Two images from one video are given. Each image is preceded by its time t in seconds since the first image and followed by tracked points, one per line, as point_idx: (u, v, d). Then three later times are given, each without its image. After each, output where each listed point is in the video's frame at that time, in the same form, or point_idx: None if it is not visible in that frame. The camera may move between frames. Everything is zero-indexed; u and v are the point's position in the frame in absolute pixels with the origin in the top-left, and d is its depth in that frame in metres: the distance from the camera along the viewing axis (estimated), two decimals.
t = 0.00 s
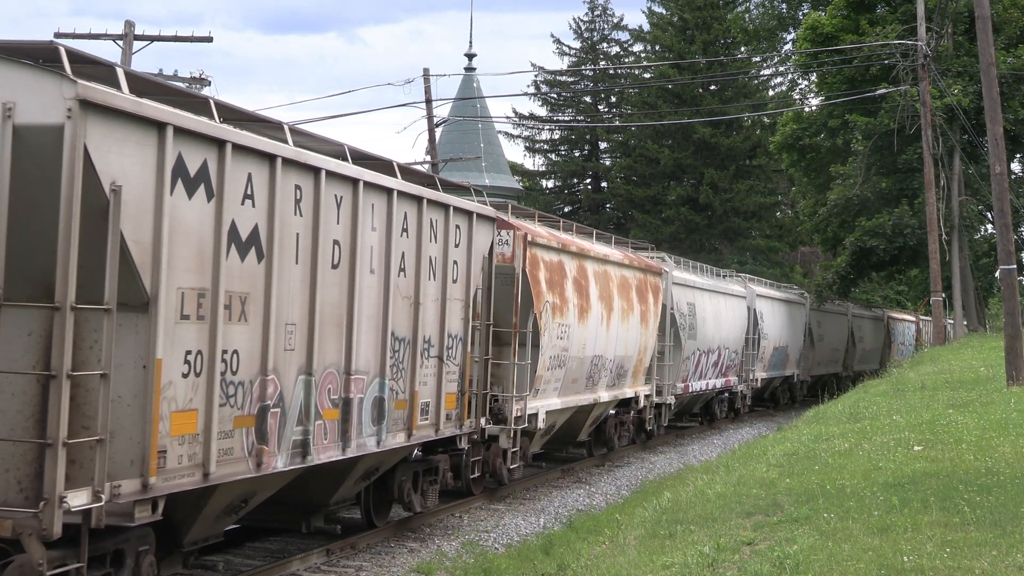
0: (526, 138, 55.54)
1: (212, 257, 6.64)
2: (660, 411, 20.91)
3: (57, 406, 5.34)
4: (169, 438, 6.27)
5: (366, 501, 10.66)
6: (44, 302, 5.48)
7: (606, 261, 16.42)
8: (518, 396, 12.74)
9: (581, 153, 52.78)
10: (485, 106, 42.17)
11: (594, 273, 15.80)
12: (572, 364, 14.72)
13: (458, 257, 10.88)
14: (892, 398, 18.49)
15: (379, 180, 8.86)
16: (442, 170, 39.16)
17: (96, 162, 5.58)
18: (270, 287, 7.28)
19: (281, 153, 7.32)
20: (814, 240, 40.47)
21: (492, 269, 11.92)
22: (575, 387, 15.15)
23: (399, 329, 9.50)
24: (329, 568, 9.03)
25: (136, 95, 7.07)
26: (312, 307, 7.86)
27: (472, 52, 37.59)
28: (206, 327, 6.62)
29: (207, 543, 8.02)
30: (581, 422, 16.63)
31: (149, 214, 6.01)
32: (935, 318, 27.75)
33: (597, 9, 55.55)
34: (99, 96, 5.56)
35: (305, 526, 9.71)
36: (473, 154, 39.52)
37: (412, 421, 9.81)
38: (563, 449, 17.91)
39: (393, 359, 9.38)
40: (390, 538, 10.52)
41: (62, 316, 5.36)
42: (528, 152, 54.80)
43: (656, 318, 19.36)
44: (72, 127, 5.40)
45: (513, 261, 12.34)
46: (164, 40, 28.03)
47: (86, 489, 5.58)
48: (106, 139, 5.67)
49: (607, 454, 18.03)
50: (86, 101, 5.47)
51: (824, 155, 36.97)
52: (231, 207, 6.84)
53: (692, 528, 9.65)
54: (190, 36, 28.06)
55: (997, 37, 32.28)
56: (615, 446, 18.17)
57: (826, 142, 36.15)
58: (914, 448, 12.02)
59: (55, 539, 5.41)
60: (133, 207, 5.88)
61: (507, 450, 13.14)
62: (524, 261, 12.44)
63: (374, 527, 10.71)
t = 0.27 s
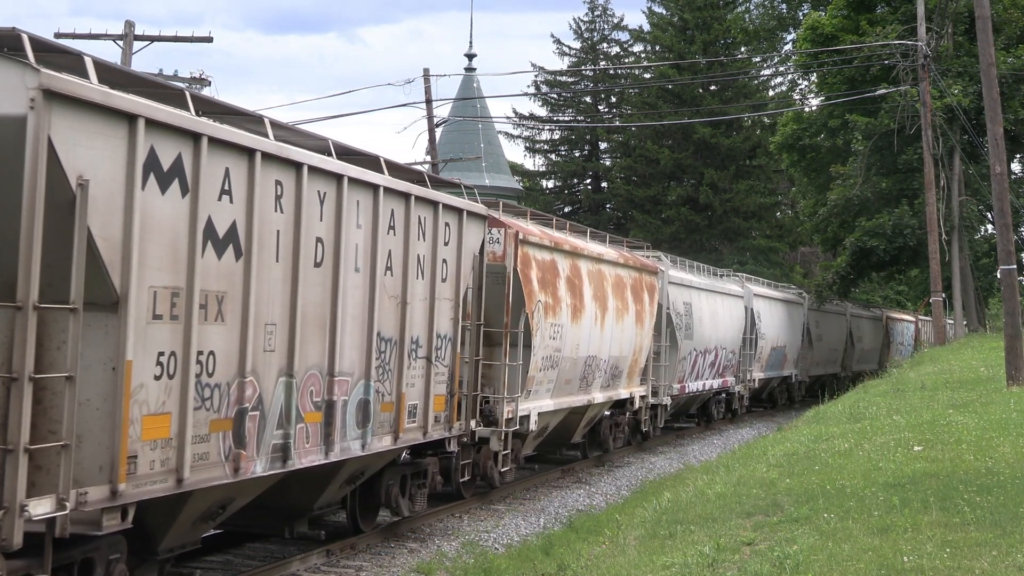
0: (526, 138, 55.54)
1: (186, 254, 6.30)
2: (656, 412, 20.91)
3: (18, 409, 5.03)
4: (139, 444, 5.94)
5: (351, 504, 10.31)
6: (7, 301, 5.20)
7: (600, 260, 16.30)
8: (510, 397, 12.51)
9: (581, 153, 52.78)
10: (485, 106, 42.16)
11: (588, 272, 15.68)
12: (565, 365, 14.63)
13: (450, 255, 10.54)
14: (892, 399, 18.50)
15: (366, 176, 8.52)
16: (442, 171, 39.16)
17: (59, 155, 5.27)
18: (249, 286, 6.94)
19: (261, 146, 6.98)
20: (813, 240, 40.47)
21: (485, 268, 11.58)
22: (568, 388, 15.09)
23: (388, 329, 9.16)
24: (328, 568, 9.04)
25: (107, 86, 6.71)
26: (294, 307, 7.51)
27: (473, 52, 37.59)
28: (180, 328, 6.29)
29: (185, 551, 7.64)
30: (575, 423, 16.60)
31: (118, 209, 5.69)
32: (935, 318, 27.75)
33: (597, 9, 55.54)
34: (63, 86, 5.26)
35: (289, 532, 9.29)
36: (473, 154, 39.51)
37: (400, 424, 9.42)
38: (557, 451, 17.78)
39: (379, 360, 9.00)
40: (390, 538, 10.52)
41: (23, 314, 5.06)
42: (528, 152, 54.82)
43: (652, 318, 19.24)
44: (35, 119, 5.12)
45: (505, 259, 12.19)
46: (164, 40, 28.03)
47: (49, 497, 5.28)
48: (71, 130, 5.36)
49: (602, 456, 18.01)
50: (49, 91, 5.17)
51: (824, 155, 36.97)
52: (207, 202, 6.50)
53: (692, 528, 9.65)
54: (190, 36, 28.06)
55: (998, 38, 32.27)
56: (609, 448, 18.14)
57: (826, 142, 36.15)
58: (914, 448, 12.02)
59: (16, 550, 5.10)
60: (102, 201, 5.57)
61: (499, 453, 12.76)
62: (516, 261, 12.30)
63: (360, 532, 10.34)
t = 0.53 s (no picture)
0: (526, 138, 55.55)
1: (157, 250, 6.06)
2: (651, 413, 20.94)
3: None
4: (107, 448, 5.70)
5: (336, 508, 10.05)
6: None
7: (593, 259, 16.33)
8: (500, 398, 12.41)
9: (581, 153, 52.78)
10: (485, 106, 42.15)
11: (581, 270, 15.66)
12: (558, 365, 14.60)
13: (436, 254, 10.37)
14: (892, 399, 18.50)
15: (348, 172, 8.33)
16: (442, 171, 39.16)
17: (20, 147, 5.02)
18: (223, 285, 6.72)
19: (237, 140, 6.77)
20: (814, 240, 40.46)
21: (473, 267, 11.43)
22: (560, 389, 15.06)
23: (371, 329, 8.98)
24: (329, 568, 9.04)
25: (71, 75, 6.38)
26: (271, 306, 7.31)
27: (472, 52, 37.58)
28: (151, 328, 6.05)
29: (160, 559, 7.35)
30: (568, 425, 16.60)
31: (83, 203, 5.44)
32: (935, 318, 27.74)
33: (597, 9, 55.53)
34: (24, 73, 5.01)
35: (271, 537, 8.99)
36: (473, 154, 39.50)
37: (383, 425, 9.28)
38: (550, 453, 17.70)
39: (362, 360, 8.81)
40: (390, 538, 10.53)
41: None
42: (528, 152, 54.82)
43: (647, 318, 19.22)
44: None
45: (495, 257, 12.14)
46: (164, 40, 28.05)
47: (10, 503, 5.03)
48: (33, 121, 5.12)
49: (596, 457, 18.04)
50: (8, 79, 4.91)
51: (824, 155, 36.97)
52: (179, 197, 6.26)
53: (692, 528, 9.66)
54: (190, 36, 28.06)
55: (997, 38, 32.26)
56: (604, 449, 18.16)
57: (826, 142, 36.14)
58: (913, 448, 12.03)
59: None
60: (66, 195, 5.32)
61: (489, 455, 12.75)
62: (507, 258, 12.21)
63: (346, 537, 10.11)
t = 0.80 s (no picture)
0: (526, 138, 55.54)
1: (125, 245, 5.83)
2: (646, 415, 20.94)
3: None
4: (71, 452, 5.46)
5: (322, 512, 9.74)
6: None
7: (587, 257, 16.34)
8: (490, 400, 12.38)
9: (581, 153, 52.78)
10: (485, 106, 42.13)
11: (574, 269, 15.65)
12: (550, 366, 14.60)
13: (423, 251, 10.20)
14: (892, 399, 18.50)
15: (329, 167, 8.13)
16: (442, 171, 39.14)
17: None
18: (197, 282, 6.48)
19: (211, 132, 6.54)
20: (814, 240, 40.46)
21: (461, 265, 11.27)
22: (552, 391, 15.03)
23: (355, 329, 8.78)
24: (329, 568, 9.04)
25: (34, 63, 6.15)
26: (249, 305, 7.08)
27: (473, 52, 37.57)
28: (119, 326, 5.82)
29: (132, 565, 7.16)
30: (561, 427, 16.58)
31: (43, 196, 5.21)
32: (935, 318, 27.74)
33: (597, 9, 55.52)
34: None
35: (250, 543, 8.82)
36: (473, 154, 39.49)
37: (369, 427, 9.08)
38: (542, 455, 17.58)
39: (346, 361, 8.63)
40: (390, 538, 10.54)
41: None
42: (528, 152, 54.82)
43: (642, 317, 19.21)
44: None
45: (484, 255, 12.12)
46: (164, 40, 28.04)
47: None
48: None
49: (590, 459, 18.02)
50: None
51: (824, 155, 36.95)
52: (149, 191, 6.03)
53: (692, 528, 9.66)
54: (190, 36, 28.05)
55: (997, 38, 32.25)
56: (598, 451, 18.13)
57: (826, 142, 36.12)
58: (913, 448, 12.03)
59: None
60: (27, 188, 5.10)
61: (478, 458, 12.62)
62: (497, 256, 12.20)
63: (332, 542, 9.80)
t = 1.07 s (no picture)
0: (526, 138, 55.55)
1: (95, 242, 5.60)
2: (641, 416, 20.93)
3: None
4: (37, 457, 5.25)
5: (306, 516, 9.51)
6: None
7: (582, 256, 16.33)
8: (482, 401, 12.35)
9: (581, 153, 52.79)
10: (485, 106, 42.12)
11: (568, 267, 15.64)
12: (544, 366, 14.59)
13: (411, 249, 10.06)
14: (892, 399, 18.49)
15: (313, 161, 7.98)
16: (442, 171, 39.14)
17: None
18: (172, 280, 6.27)
19: (188, 125, 6.34)
20: (814, 240, 40.46)
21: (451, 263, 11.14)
22: (545, 392, 15.01)
23: (340, 329, 8.64)
24: (329, 568, 9.07)
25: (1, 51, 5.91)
26: (228, 303, 6.89)
27: (472, 52, 37.56)
28: (88, 325, 5.60)
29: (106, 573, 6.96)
30: (555, 429, 16.57)
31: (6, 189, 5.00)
32: (935, 317, 27.75)
33: (596, 9, 55.50)
34: None
35: (233, 550, 8.62)
36: (473, 154, 39.50)
37: (354, 429, 8.96)
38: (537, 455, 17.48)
39: (331, 361, 8.50)
40: (391, 538, 10.54)
41: None
42: (528, 152, 54.82)
43: (638, 317, 19.21)
44: None
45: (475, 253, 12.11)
46: (164, 40, 28.05)
47: None
48: None
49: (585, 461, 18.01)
50: None
51: (824, 155, 36.95)
52: (121, 184, 5.82)
53: (692, 528, 9.65)
54: (190, 35, 28.05)
55: (997, 37, 32.24)
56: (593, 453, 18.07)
57: (826, 142, 36.13)
58: (913, 448, 12.02)
59: None
60: None
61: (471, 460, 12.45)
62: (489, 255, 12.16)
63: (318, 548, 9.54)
